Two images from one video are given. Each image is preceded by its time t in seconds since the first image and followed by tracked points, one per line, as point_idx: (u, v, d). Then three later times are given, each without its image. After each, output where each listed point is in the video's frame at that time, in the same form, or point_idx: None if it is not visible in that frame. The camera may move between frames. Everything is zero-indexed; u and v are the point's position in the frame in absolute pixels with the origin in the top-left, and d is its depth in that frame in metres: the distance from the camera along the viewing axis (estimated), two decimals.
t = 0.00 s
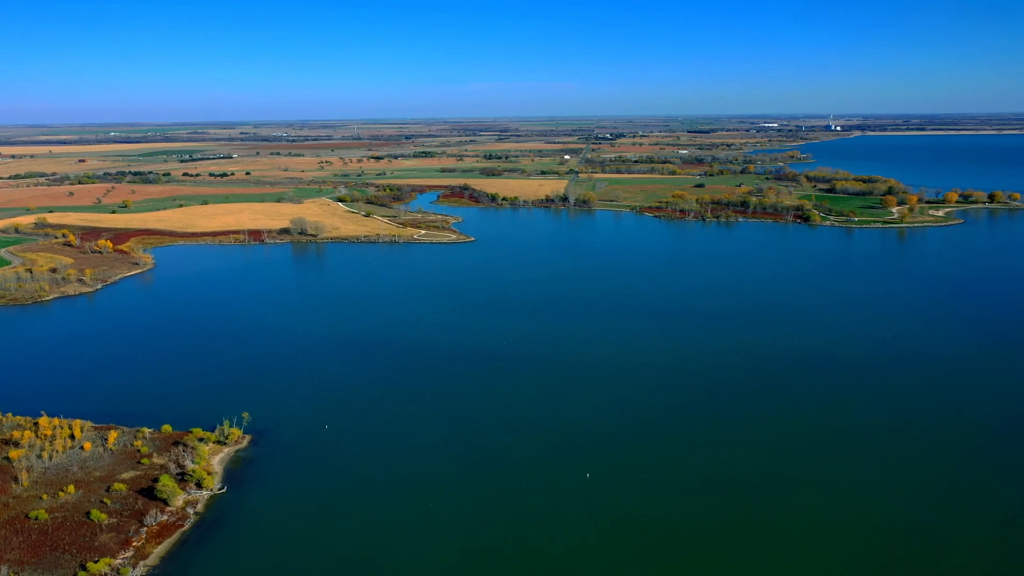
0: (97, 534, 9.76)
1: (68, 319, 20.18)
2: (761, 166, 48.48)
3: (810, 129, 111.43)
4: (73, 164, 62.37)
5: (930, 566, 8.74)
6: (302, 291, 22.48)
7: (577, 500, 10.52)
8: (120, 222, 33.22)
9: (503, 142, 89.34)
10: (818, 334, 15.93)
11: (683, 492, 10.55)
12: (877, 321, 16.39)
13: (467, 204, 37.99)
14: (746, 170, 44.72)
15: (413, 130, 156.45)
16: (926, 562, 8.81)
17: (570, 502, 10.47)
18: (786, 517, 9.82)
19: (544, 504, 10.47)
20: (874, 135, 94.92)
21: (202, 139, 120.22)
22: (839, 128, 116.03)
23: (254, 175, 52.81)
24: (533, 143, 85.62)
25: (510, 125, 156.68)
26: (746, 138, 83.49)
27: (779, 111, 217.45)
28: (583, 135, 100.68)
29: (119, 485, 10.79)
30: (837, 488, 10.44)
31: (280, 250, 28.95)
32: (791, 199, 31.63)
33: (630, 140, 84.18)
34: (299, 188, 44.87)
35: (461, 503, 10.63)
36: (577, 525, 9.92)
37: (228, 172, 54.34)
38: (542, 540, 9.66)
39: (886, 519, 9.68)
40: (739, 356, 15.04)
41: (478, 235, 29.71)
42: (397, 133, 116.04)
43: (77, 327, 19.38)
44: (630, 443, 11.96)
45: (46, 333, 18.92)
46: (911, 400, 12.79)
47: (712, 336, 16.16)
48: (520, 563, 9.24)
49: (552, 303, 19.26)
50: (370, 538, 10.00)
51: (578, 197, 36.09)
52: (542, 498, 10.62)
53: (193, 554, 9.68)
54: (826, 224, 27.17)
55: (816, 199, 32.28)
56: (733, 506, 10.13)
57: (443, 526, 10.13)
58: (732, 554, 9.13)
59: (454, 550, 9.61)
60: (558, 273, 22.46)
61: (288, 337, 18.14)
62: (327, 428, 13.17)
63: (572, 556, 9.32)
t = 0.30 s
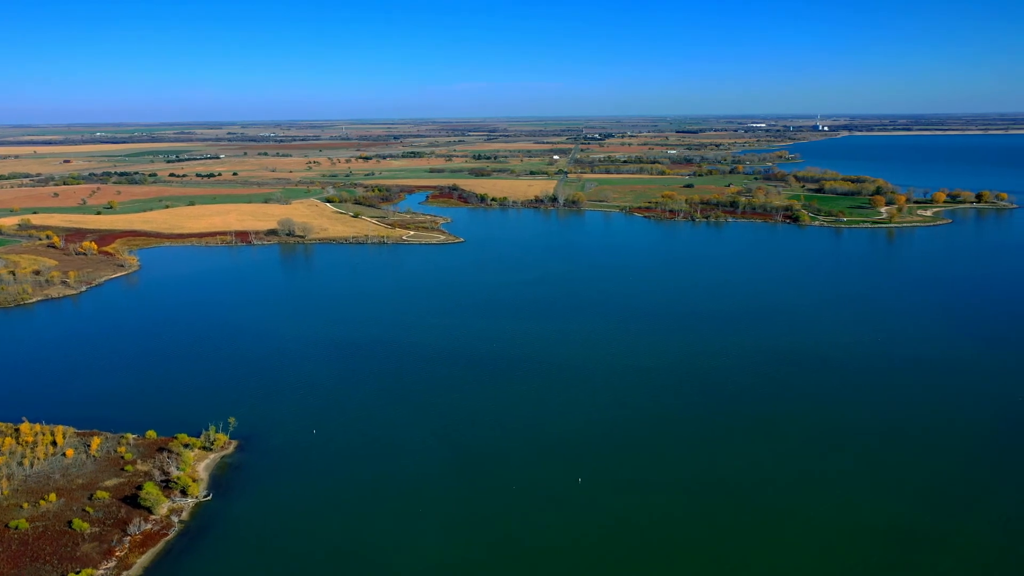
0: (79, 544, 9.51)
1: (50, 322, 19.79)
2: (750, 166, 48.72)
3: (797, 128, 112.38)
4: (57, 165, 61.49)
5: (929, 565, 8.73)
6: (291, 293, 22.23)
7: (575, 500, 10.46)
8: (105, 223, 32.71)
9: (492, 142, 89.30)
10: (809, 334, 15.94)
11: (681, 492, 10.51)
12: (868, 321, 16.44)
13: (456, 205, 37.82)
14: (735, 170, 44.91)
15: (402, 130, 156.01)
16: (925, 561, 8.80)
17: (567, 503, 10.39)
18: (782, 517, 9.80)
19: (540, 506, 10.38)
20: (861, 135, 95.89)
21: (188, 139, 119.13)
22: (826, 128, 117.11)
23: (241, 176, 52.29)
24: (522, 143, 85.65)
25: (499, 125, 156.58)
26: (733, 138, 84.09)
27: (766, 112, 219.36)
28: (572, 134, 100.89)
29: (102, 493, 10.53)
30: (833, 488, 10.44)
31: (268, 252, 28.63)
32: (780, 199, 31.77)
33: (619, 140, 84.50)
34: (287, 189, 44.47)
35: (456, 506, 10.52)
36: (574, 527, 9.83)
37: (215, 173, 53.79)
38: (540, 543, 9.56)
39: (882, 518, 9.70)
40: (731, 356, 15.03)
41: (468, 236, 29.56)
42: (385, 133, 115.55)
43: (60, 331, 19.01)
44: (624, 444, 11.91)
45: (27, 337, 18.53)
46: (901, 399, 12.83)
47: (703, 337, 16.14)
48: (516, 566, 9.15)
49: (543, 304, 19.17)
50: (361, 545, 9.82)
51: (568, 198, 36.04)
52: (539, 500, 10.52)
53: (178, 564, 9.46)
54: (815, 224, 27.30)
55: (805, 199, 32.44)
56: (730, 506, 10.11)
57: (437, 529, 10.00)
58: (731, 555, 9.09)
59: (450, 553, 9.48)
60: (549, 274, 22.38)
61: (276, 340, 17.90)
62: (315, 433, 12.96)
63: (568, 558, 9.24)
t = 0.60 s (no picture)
0: (60, 554, 9.25)
1: (33, 325, 19.41)
2: (738, 166, 48.92)
3: (785, 128, 113.25)
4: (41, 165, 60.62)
5: (927, 565, 8.72)
6: (278, 295, 22.00)
7: (572, 504, 10.38)
8: (89, 224, 32.23)
9: (482, 142, 89.28)
10: (800, 335, 15.95)
11: (677, 494, 10.46)
12: (859, 322, 16.48)
13: (445, 205, 37.65)
14: (723, 170, 45.10)
15: (391, 130, 155.54)
16: (923, 561, 8.80)
17: (564, 507, 10.30)
18: (780, 518, 9.78)
19: (536, 509, 10.28)
20: (848, 135, 96.83)
21: (184, 134, 119.50)
22: (813, 128, 118.13)
23: (228, 176, 51.79)
24: (512, 143, 85.69)
25: (488, 125, 156.49)
26: (722, 138, 84.71)
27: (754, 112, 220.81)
28: (561, 135, 101.33)
29: (83, 502, 10.28)
30: (829, 488, 10.42)
31: (255, 253, 28.32)
32: (769, 199, 31.90)
33: (608, 140, 84.76)
34: (275, 189, 44.08)
35: (451, 510, 10.39)
36: (572, 531, 9.74)
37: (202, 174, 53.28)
38: (537, 547, 9.47)
39: (878, 518, 9.69)
40: (722, 357, 15.01)
41: (458, 237, 29.40)
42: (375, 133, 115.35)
43: (42, 334, 18.64)
44: (619, 447, 11.84)
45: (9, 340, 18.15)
46: (892, 400, 12.84)
47: (694, 338, 16.12)
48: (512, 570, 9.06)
49: (533, 306, 19.08)
50: (351, 553, 9.63)
51: (558, 198, 35.98)
52: (535, 504, 10.42)
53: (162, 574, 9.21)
54: (804, 224, 27.43)
55: (794, 199, 32.60)
56: (727, 508, 10.06)
57: (432, 535, 9.87)
58: (729, 558, 9.04)
59: (446, 559, 9.35)
60: (539, 275, 22.30)
61: (263, 343, 17.66)
62: (303, 438, 12.75)
63: (565, 562, 9.15)
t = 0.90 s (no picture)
0: (41, 565, 9.00)
1: (15, 329, 19.03)
2: (727, 166, 49.13)
3: (772, 128, 114.06)
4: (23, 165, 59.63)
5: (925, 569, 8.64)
6: (267, 297, 21.73)
7: (568, 508, 10.23)
8: (73, 225, 31.70)
9: (471, 142, 89.07)
10: (791, 335, 15.97)
11: (673, 498, 10.35)
12: (849, 322, 16.53)
13: (434, 206, 37.46)
14: (712, 170, 45.25)
15: (380, 130, 155.01)
16: (921, 565, 8.72)
17: (559, 512, 10.15)
18: (777, 521, 9.69)
19: (531, 515, 10.13)
20: (835, 136, 97.66)
21: (169, 133, 118.28)
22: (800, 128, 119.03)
23: (215, 176, 51.28)
24: (501, 143, 85.60)
25: (477, 125, 156.27)
26: (710, 138, 85.20)
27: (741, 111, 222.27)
28: (550, 134, 101.41)
29: (65, 510, 10.02)
30: (825, 491, 10.35)
31: (243, 255, 28.00)
32: (758, 198, 32.01)
33: (597, 140, 84.91)
34: (262, 190, 43.64)
35: (444, 515, 10.26)
36: (567, 537, 9.60)
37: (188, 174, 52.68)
38: (534, 550, 9.38)
39: (876, 521, 9.62)
40: (714, 359, 14.96)
41: (447, 238, 29.25)
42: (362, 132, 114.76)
43: (24, 338, 18.27)
44: (614, 448, 11.79)
45: None
46: (884, 400, 12.83)
47: (686, 340, 16.06)
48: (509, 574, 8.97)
49: (525, 308, 18.97)
50: (341, 560, 9.46)
51: (547, 198, 35.91)
52: (530, 509, 10.27)
53: None
54: (793, 224, 27.54)
55: (783, 199, 32.74)
56: (724, 512, 9.95)
57: (425, 542, 9.69)
58: (727, 563, 8.93)
59: (439, 567, 9.18)
60: (530, 276, 22.20)
61: (251, 346, 17.42)
62: (291, 443, 12.55)
63: (561, 570, 9.00)
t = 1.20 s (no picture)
0: None
1: None
2: (716, 166, 49.34)
3: (760, 128, 114.93)
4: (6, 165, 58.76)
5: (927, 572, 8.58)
6: (254, 298, 21.46)
7: (566, 512, 10.11)
8: (56, 226, 31.21)
9: (460, 142, 88.90)
10: (782, 336, 15.98)
11: (674, 501, 10.25)
12: (840, 322, 16.57)
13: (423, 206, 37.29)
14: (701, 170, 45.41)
15: (368, 129, 154.48)
16: (923, 568, 8.65)
17: (556, 515, 10.05)
18: (776, 524, 9.61)
19: (529, 519, 9.99)
20: (823, 135, 98.56)
21: (155, 133, 117.16)
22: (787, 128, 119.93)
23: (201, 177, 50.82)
24: (491, 143, 85.52)
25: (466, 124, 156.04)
26: (699, 138, 85.70)
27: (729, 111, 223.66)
28: (539, 134, 101.61)
29: (46, 519, 9.77)
30: (825, 492, 10.29)
31: (230, 256, 27.68)
32: (747, 198, 32.12)
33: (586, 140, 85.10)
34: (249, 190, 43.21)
35: (439, 518, 10.14)
36: (564, 541, 9.46)
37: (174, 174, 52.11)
38: (531, 553, 9.30)
39: (872, 520, 9.63)
40: (706, 360, 14.92)
41: (438, 239, 29.09)
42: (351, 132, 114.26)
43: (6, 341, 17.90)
44: (609, 449, 11.73)
45: None
46: (874, 401, 12.84)
47: (678, 340, 16.03)
48: None
49: (516, 309, 18.87)
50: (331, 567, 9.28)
51: (537, 199, 35.83)
52: (527, 513, 10.13)
53: None
54: (782, 224, 27.66)
55: (772, 199, 32.88)
56: (723, 515, 9.86)
57: (422, 549, 9.51)
58: (726, 564, 8.87)
59: (435, 573, 9.01)
60: (521, 277, 22.10)
61: (239, 349, 17.17)
62: (280, 449, 12.34)
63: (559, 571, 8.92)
